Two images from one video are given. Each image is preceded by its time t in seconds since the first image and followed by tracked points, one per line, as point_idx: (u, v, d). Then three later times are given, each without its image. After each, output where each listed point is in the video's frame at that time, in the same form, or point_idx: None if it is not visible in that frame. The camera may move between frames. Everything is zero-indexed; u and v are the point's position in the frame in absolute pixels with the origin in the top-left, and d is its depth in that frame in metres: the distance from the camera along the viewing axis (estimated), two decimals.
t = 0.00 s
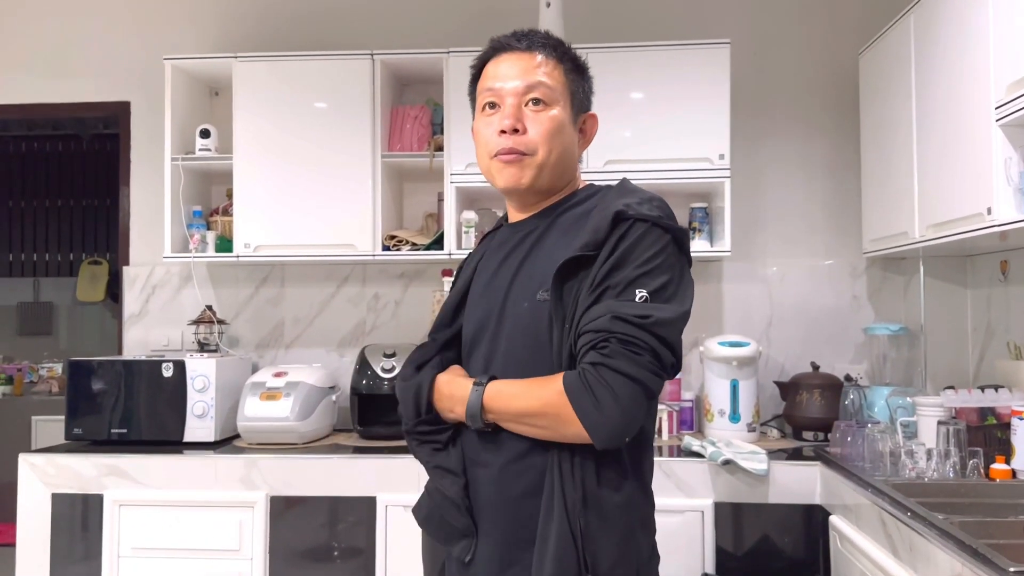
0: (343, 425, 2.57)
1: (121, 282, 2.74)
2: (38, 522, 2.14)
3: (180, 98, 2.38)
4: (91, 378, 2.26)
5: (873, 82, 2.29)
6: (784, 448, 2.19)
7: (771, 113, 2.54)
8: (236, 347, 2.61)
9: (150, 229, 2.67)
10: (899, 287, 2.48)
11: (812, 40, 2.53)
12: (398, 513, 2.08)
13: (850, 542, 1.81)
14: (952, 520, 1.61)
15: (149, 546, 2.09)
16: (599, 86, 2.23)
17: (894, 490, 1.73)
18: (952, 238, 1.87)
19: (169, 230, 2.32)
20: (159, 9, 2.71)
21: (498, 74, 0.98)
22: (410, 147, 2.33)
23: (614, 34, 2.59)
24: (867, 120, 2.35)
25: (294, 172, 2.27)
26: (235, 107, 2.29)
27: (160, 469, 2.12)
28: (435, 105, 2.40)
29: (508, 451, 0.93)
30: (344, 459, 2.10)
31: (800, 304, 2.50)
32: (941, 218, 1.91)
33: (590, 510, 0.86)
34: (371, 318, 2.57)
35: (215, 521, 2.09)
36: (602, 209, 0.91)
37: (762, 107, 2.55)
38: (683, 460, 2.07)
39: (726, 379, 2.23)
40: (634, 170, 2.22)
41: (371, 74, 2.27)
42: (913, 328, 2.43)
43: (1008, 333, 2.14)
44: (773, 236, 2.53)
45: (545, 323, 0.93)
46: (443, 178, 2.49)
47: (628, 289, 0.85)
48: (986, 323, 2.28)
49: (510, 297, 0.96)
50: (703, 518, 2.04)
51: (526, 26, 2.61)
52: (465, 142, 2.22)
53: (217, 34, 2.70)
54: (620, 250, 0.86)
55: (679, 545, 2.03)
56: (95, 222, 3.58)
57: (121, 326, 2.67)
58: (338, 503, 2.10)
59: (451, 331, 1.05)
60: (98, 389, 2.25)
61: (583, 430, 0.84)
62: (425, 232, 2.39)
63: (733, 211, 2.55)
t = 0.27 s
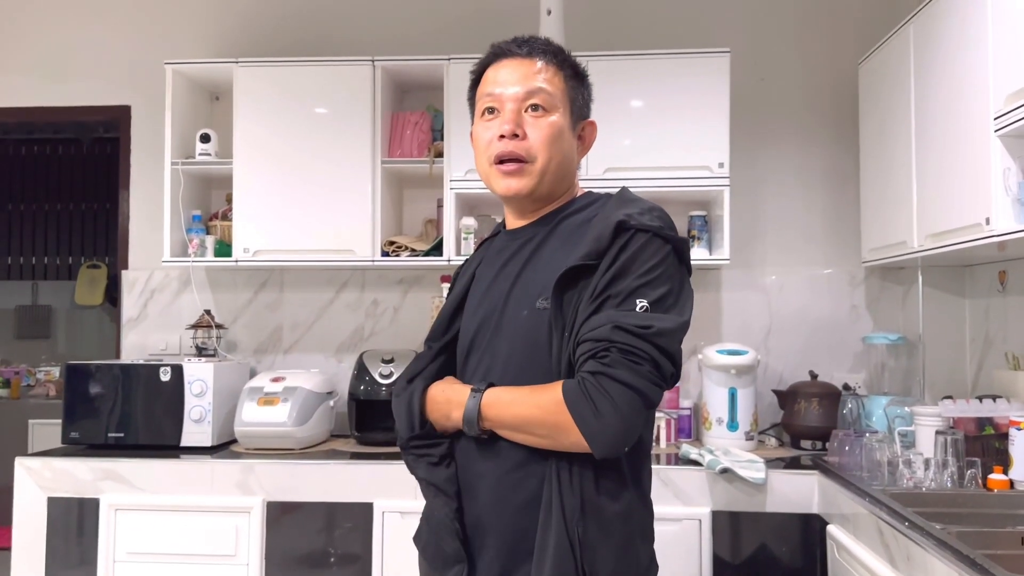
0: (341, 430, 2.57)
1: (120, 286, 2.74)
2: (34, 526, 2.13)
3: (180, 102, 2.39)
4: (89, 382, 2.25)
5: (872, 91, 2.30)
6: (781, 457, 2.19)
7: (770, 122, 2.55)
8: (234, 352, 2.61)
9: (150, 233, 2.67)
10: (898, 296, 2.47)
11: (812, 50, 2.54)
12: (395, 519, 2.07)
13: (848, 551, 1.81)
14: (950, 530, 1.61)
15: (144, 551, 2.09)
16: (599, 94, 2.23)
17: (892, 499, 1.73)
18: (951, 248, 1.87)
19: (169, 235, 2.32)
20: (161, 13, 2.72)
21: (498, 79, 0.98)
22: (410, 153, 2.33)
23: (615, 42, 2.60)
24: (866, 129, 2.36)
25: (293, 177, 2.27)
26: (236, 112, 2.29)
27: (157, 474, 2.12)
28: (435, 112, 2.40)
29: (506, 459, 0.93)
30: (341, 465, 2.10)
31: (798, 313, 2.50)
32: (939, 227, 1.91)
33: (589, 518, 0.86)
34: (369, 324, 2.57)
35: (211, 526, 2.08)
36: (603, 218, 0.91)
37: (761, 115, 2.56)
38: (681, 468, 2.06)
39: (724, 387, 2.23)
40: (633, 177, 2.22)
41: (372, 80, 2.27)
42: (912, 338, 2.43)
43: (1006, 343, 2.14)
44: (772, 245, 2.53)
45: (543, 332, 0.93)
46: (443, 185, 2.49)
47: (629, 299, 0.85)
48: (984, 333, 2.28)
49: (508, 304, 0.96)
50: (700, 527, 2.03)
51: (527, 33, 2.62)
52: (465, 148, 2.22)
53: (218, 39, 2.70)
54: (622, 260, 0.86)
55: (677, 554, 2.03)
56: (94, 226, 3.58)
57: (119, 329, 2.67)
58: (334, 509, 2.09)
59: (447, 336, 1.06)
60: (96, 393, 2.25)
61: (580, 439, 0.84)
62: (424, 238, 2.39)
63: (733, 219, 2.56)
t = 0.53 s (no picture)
0: (337, 435, 2.56)
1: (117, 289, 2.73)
2: (28, 529, 2.13)
3: (178, 106, 2.39)
4: (84, 385, 2.25)
5: (869, 99, 2.30)
6: (777, 464, 2.19)
7: (768, 129, 2.56)
8: (230, 356, 2.60)
9: (147, 236, 2.67)
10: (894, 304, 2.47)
11: (810, 57, 2.55)
12: (390, 524, 2.07)
13: (843, 560, 1.80)
14: (945, 539, 1.60)
15: (138, 555, 2.08)
16: (597, 101, 2.24)
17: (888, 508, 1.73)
18: (947, 257, 1.87)
19: (165, 238, 2.32)
20: (160, 17, 2.72)
21: (498, 81, 0.98)
22: (408, 158, 2.33)
23: (613, 48, 2.60)
24: (863, 137, 2.36)
25: (291, 181, 2.27)
26: (234, 115, 2.29)
27: (151, 478, 2.11)
28: (434, 117, 2.41)
29: (501, 466, 0.92)
30: (336, 470, 2.09)
31: (795, 320, 2.50)
32: (936, 236, 1.91)
33: (583, 525, 0.85)
34: (366, 329, 2.57)
35: (205, 531, 2.08)
36: (601, 226, 0.91)
37: (759, 123, 2.56)
38: (677, 475, 2.06)
39: (720, 395, 2.23)
40: (630, 183, 2.22)
41: (370, 85, 2.28)
42: (908, 346, 2.44)
43: (1002, 351, 2.15)
44: (769, 252, 2.53)
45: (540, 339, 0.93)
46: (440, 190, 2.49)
47: (626, 308, 0.85)
48: (980, 341, 2.28)
49: (504, 310, 0.96)
50: (696, 534, 2.03)
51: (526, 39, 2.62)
52: (463, 154, 2.23)
53: (217, 43, 2.70)
54: (619, 269, 0.86)
55: (672, 561, 2.02)
56: (91, 228, 3.57)
57: (115, 333, 2.67)
58: (329, 514, 2.08)
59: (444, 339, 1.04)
60: (91, 396, 2.24)
61: (575, 447, 0.84)
62: (421, 243, 2.39)
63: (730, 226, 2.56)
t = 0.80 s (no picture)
0: (331, 438, 2.56)
1: (112, 291, 2.72)
2: (21, 531, 2.12)
3: (175, 108, 2.38)
4: (78, 387, 2.24)
5: (865, 106, 2.31)
6: (772, 469, 2.19)
7: (764, 135, 2.56)
8: (225, 359, 2.60)
9: (142, 238, 2.66)
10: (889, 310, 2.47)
11: (806, 63, 2.56)
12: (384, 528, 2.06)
13: (837, 565, 1.80)
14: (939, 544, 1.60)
15: (131, 559, 2.07)
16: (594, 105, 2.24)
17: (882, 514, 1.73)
18: (942, 263, 1.88)
19: (161, 240, 2.32)
20: (157, 19, 2.72)
21: (498, 85, 0.98)
22: (404, 162, 2.33)
23: (610, 53, 2.61)
24: (859, 143, 2.37)
25: (287, 184, 2.27)
26: (230, 118, 2.29)
27: (145, 480, 2.11)
28: (431, 121, 2.41)
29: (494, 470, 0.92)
30: (330, 474, 2.09)
31: (790, 326, 2.50)
32: (931, 242, 1.92)
33: (578, 529, 0.85)
34: (361, 332, 2.57)
35: (199, 534, 2.07)
36: (598, 230, 0.90)
37: (755, 129, 2.57)
38: (671, 480, 2.06)
39: (715, 400, 2.23)
40: (626, 189, 2.23)
41: (367, 88, 2.28)
42: (903, 352, 2.44)
43: (996, 358, 2.15)
44: (764, 257, 2.54)
45: (536, 343, 0.92)
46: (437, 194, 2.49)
47: (624, 312, 0.83)
48: (975, 348, 2.29)
49: (500, 314, 0.95)
50: (690, 539, 2.03)
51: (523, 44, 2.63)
52: (459, 158, 2.23)
53: (215, 46, 2.70)
54: (615, 273, 0.85)
55: (667, 566, 2.02)
56: (87, 231, 3.56)
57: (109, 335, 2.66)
58: (323, 518, 2.08)
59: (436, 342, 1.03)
60: (85, 399, 2.24)
61: (575, 452, 0.83)
62: (417, 247, 2.39)
63: (726, 231, 2.56)
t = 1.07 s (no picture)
0: (326, 439, 2.55)
1: (106, 291, 2.72)
2: (14, 531, 2.11)
3: (171, 108, 2.38)
4: (72, 387, 2.23)
5: (861, 110, 2.32)
6: (767, 472, 2.19)
7: (760, 138, 2.57)
8: (219, 359, 2.59)
9: (137, 238, 2.66)
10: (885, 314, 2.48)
11: (802, 67, 2.56)
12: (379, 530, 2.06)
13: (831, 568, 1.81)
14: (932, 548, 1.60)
15: (125, 559, 2.06)
16: (590, 108, 2.24)
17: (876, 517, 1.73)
18: (936, 267, 1.88)
19: (156, 240, 2.31)
20: (154, 18, 2.72)
21: (497, 89, 0.96)
22: (400, 163, 2.33)
23: (607, 56, 2.61)
24: (855, 147, 2.37)
25: (283, 185, 2.26)
26: (226, 118, 2.29)
27: (139, 481, 2.10)
28: (427, 122, 2.41)
29: (492, 471, 0.91)
30: (325, 475, 2.09)
31: (785, 330, 2.51)
32: (926, 246, 1.92)
33: (576, 532, 0.84)
34: (357, 333, 2.56)
35: (193, 535, 2.06)
36: (597, 234, 0.90)
37: (751, 132, 2.57)
38: (666, 483, 2.06)
39: (711, 402, 2.23)
40: (623, 191, 2.23)
41: (364, 89, 2.28)
42: (898, 355, 2.45)
43: (991, 362, 2.16)
44: (760, 261, 2.54)
45: (534, 348, 0.91)
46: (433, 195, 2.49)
47: (625, 317, 0.83)
48: (969, 352, 2.30)
49: (498, 319, 0.94)
50: (685, 541, 2.03)
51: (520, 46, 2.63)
52: (455, 159, 2.22)
53: (211, 45, 2.70)
54: (617, 279, 0.84)
55: (662, 568, 2.02)
56: (82, 230, 3.56)
57: (104, 335, 2.65)
58: (318, 519, 2.07)
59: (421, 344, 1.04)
60: (79, 398, 2.23)
61: (577, 456, 0.82)
62: (413, 248, 2.39)
63: (722, 234, 2.57)
